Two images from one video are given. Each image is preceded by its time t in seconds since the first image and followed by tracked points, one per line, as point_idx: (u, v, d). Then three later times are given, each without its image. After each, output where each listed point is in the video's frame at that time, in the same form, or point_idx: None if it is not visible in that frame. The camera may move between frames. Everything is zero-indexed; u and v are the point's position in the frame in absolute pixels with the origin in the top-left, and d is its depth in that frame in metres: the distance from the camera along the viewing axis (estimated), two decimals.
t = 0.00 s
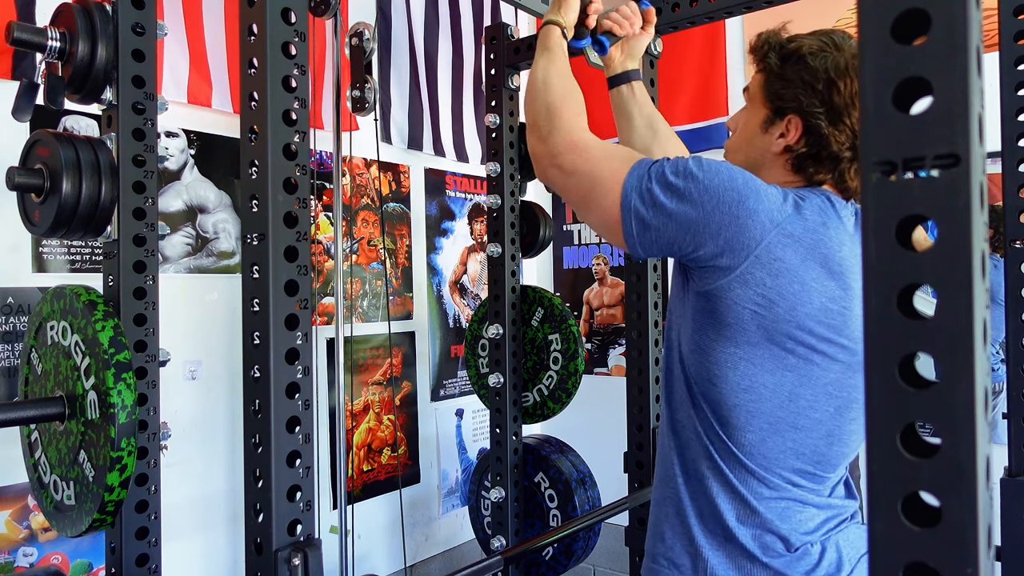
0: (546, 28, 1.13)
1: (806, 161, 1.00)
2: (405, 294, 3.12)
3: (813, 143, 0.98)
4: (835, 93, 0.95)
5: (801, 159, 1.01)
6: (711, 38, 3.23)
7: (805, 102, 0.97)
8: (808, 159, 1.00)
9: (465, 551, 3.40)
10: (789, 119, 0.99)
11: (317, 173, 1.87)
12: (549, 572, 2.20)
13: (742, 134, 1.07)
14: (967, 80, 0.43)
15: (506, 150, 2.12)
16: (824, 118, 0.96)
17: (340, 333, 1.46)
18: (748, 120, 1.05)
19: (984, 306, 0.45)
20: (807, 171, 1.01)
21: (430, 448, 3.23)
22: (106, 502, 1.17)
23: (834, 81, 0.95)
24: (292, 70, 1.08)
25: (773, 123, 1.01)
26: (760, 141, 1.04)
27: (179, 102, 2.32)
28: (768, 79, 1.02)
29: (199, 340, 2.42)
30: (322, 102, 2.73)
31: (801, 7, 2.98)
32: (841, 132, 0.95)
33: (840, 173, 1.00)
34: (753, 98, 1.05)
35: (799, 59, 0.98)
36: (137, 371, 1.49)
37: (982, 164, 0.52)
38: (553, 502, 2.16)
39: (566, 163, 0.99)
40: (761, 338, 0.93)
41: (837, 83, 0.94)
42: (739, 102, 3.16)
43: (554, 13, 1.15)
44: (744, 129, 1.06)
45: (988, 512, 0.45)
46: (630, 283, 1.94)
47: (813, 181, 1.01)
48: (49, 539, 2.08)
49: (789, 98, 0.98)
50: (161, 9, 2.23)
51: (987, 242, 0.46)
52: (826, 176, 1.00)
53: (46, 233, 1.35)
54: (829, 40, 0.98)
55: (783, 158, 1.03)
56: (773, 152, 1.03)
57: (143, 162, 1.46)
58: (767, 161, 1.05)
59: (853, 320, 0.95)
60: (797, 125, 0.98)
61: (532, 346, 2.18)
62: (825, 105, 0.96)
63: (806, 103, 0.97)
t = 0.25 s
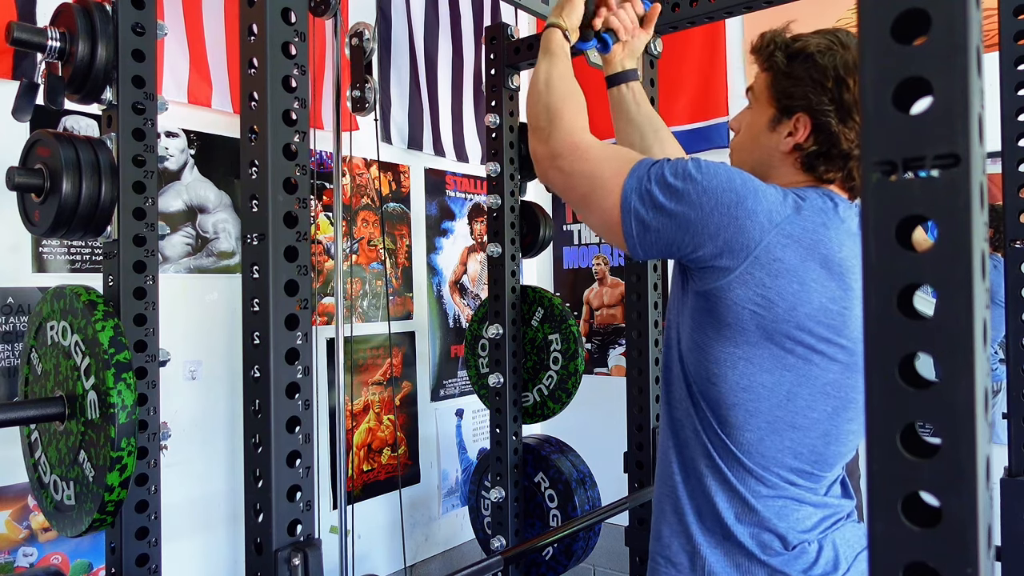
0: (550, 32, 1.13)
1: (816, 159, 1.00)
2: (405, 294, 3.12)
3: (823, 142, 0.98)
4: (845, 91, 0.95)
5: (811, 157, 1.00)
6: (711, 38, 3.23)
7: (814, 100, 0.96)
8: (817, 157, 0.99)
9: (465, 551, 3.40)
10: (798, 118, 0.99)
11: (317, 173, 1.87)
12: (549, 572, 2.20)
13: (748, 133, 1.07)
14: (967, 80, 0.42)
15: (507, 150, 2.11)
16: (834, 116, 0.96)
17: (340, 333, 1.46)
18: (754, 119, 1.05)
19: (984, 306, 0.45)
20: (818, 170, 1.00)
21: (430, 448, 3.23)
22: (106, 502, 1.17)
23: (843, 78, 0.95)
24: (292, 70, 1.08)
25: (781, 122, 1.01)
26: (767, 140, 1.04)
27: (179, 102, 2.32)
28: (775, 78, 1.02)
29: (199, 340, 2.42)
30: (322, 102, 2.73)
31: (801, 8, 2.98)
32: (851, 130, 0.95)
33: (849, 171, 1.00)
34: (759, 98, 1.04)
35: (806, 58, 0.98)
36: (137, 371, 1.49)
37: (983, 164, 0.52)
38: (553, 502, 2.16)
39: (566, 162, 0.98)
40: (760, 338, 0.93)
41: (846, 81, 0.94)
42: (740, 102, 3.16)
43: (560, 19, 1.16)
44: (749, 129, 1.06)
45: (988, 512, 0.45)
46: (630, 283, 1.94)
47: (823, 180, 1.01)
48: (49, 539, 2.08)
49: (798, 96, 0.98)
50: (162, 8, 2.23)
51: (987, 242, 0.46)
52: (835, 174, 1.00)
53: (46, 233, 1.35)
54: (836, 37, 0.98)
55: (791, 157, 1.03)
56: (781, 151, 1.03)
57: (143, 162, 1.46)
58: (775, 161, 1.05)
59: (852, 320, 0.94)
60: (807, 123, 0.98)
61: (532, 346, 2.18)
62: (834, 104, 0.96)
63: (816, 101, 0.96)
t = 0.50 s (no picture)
0: (554, 39, 1.14)
1: (819, 158, 0.99)
2: (405, 294, 3.12)
3: (825, 141, 0.98)
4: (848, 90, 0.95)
5: (814, 156, 1.00)
6: (711, 38, 3.24)
7: (818, 100, 0.97)
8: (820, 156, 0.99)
9: (465, 551, 3.40)
10: (801, 116, 0.99)
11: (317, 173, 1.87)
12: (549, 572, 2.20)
13: (752, 131, 1.07)
14: (967, 80, 0.42)
15: (506, 150, 2.12)
16: (837, 116, 0.96)
17: (340, 332, 1.46)
18: (758, 118, 1.05)
19: (984, 306, 0.45)
20: (821, 169, 1.00)
21: (430, 448, 3.23)
22: (106, 502, 1.17)
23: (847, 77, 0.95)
24: (292, 70, 1.08)
25: (784, 121, 1.01)
26: (771, 138, 1.04)
27: (179, 102, 2.32)
28: (779, 76, 1.02)
29: (199, 340, 2.42)
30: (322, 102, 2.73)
31: (801, 8, 2.98)
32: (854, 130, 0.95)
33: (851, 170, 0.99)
34: (763, 96, 1.04)
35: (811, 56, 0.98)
36: (137, 371, 1.49)
37: (983, 164, 0.52)
38: (553, 502, 2.16)
39: (565, 166, 0.99)
40: (757, 336, 0.93)
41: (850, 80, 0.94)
42: (740, 102, 3.16)
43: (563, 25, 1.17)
44: (753, 127, 1.06)
45: (988, 512, 0.45)
46: (630, 283, 1.94)
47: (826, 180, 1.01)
48: (49, 539, 2.08)
49: (802, 94, 0.98)
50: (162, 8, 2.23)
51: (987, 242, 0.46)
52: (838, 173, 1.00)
53: (46, 233, 1.35)
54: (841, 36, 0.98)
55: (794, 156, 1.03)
56: (784, 150, 1.03)
57: (143, 162, 1.46)
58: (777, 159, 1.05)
59: (851, 319, 0.94)
60: (811, 123, 0.98)
61: (531, 346, 2.18)
62: (838, 103, 0.96)
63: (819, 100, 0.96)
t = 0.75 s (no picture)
0: (562, 41, 1.15)
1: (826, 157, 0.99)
2: (405, 294, 3.12)
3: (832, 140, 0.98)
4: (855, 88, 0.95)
5: (822, 155, 1.00)
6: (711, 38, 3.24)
7: (825, 98, 0.97)
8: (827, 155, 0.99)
9: (465, 551, 3.40)
10: (808, 115, 0.99)
11: (317, 173, 1.87)
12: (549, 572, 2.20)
13: (756, 130, 1.06)
14: (967, 80, 0.42)
15: (507, 150, 2.11)
16: (845, 114, 0.96)
17: (340, 333, 1.46)
18: (762, 118, 1.05)
19: (984, 306, 0.45)
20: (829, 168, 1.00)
21: (430, 448, 3.23)
22: (106, 502, 1.17)
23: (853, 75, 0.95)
24: (292, 70, 1.08)
25: (791, 120, 1.01)
26: (776, 138, 1.04)
27: (179, 102, 2.33)
28: (785, 75, 1.01)
29: (199, 340, 2.42)
30: (321, 102, 2.73)
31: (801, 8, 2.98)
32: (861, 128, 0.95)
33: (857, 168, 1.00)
34: (768, 95, 1.04)
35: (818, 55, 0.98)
36: (137, 371, 1.49)
37: (983, 164, 0.51)
38: (553, 502, 2.16)
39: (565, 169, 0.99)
40: (763, 338, 0.93)
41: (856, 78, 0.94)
42: (740, 103, 3.16)
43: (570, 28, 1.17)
44: (757, 126, 1.06)
45: (988, 512, 0.45)
46: (630, 283, 1.94)
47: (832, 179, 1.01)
48: (49, 539, 2.08)
49: (809, 93, 0.98)
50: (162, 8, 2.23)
51: (988, 242, 0.46)
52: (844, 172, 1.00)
53: (46, 233, 1.35)
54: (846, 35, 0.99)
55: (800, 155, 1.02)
56: (791, 149, 1.03)
57: (143, 162, 1.46)
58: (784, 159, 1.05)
59: (856, 319, 0.94)
60: (818, 122, 0.98)
61: (532, 346, 2.18)
62: (846, 101, 0.96)
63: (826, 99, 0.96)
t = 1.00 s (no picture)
0: (568, 45, 1.15)
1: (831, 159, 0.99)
2: (405, 294, 3.12)
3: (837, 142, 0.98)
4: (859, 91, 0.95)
5: (825, 158, 1.00)
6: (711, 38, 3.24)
7: (830, 100, 0.97)
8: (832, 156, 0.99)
9: (465, 551, 3.40)
10: (813, 116, 0.98)
11: (317, 173, 1.87)
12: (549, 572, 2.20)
13: (759, 131, 1.06)
14: (967, 80, 0.42)
15: (507, 150, 2.11)
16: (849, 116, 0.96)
17: (340, 333, 1.46)
18: (766, 119, 1.05)
19: (984, 306, 0.45)
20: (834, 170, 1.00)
21: (430, 448, 3.23)
22: (106, 502, 1.17)
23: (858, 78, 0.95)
24: (292, 70, 1.08)
25: (795, 122, 1.00)
26: (781, 140, 1.03)
27: (179, 102, 2.33)
28: (789, 76, 1.01)
29: (199, 340, 2.42)
30: (321, 102, 2.73)
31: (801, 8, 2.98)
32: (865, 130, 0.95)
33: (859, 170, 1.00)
34: (772, 96, 1.04)
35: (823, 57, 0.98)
36: (137, 371, 1.49)
37: (982, 165, 0.51)
38: (553, 502, 2.16)
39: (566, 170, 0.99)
40: (766, 345, 0.93)
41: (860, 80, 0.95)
42: (740, 103, 3.15)
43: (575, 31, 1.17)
44: (760, 128, 1.06)
45: (988, 512, 0.45)
46: (630, 283, 1.94)
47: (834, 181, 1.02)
48: (49, 539, 2.08)
49: (812, 95, 0.98)
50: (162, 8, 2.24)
51: (988, 242, 0.46)
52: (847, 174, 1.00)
53: (46, 233, 1.35)
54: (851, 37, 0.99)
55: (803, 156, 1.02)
56: (794, 150, 1.03)
57: (143, 162, 1.46)
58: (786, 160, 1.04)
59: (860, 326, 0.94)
60: (822, 123, 0.98)
61: (532, 346, 2.18)
62: (851, 103, 0.96)
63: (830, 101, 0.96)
